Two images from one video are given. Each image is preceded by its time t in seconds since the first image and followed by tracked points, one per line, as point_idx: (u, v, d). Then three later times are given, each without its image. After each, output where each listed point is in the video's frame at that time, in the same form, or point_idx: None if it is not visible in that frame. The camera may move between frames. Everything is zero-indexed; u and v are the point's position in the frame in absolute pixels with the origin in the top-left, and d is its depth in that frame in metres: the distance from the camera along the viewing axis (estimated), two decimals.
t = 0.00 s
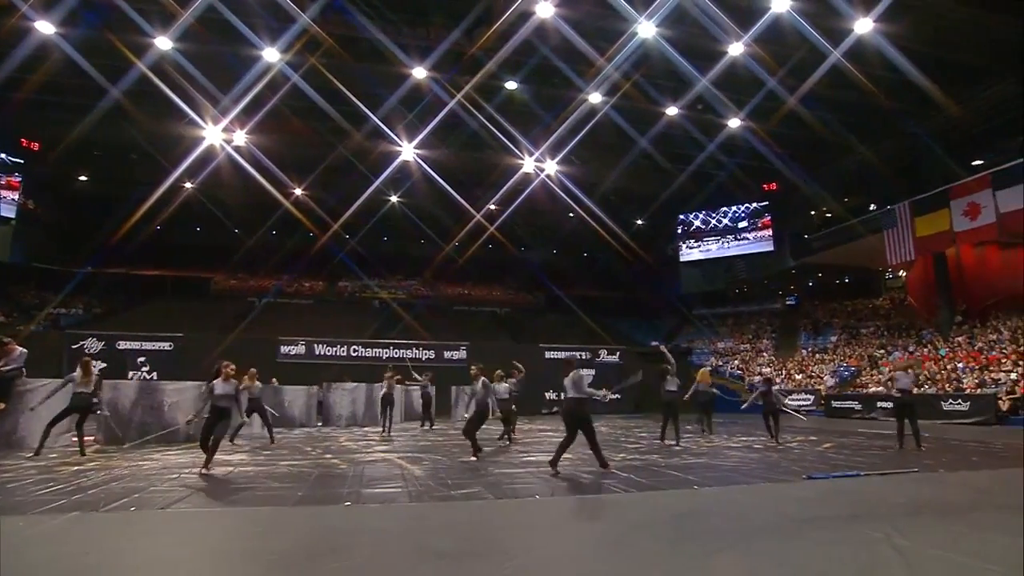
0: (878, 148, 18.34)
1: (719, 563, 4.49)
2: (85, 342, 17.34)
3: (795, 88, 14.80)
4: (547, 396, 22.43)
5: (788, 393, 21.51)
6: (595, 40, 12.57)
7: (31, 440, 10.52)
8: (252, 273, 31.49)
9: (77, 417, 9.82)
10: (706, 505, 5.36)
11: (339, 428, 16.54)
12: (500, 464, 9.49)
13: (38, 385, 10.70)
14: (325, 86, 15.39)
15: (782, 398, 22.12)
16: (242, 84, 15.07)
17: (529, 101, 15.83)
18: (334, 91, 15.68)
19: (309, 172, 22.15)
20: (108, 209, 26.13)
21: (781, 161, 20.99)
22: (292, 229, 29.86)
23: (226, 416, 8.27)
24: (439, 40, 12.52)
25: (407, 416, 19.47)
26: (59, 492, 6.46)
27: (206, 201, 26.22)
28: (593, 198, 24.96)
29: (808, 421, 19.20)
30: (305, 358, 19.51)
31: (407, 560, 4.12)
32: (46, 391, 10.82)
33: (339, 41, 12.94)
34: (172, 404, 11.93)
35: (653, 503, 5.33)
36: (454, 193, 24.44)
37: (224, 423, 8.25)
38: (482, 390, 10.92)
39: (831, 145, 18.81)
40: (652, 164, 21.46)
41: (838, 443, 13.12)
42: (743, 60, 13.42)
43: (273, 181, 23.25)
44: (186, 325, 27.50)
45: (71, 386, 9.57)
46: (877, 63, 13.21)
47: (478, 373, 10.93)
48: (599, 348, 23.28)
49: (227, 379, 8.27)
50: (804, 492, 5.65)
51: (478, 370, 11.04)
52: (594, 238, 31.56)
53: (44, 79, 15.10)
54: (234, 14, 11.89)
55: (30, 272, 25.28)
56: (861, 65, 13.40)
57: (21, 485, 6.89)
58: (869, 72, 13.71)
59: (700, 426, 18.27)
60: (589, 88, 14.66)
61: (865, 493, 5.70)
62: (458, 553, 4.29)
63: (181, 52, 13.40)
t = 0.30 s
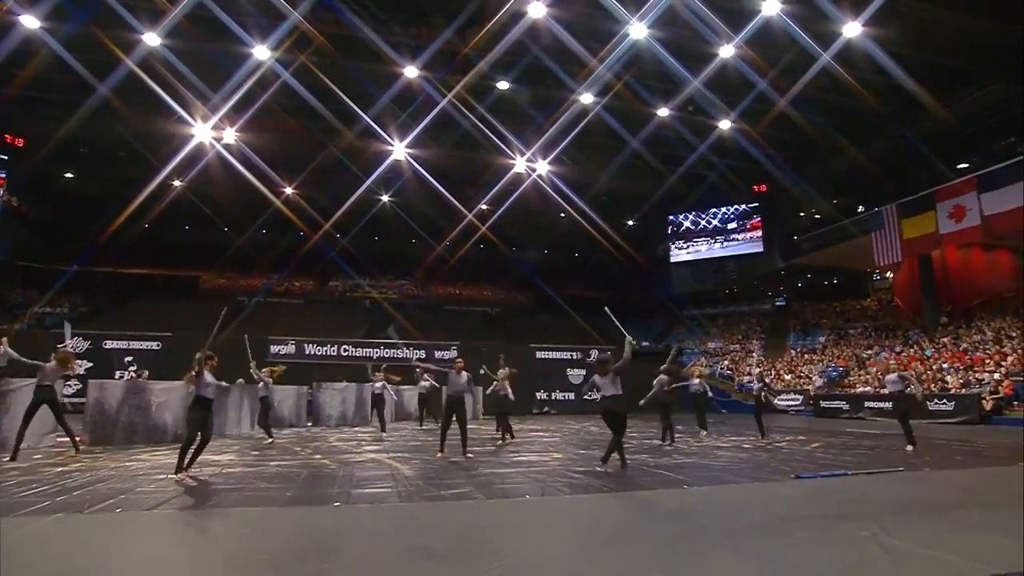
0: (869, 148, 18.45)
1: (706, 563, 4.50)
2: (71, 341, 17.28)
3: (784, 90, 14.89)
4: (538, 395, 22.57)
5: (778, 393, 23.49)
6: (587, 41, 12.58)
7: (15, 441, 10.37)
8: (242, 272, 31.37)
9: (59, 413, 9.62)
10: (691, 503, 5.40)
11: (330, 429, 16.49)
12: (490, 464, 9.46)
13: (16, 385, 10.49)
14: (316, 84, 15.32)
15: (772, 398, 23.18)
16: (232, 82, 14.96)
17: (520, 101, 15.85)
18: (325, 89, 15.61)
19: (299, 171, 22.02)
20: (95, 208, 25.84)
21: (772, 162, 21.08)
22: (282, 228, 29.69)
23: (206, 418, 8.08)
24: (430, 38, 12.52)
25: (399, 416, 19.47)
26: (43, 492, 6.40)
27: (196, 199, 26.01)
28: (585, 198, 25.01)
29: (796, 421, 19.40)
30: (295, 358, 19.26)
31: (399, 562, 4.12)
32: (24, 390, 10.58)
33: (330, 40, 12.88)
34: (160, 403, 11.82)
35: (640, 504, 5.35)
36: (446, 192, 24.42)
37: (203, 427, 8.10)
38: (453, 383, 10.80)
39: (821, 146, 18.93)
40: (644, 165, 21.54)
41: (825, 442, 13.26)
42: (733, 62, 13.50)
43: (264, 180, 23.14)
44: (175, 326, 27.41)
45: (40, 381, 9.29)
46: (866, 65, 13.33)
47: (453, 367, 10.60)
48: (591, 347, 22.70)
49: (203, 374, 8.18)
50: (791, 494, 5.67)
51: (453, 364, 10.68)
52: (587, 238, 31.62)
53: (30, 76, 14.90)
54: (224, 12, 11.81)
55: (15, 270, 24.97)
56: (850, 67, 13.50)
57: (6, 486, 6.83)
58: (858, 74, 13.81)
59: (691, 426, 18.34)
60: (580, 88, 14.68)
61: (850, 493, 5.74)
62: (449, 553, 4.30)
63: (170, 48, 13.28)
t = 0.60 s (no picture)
0: (864, 147, 18.51)
1: (698, 560, 4.50)
2: (63, 340, 17.27)
3: (778, 92, 14.94)
4: (532, 396, 22.47)
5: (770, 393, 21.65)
6: (582, 41, 12.58)
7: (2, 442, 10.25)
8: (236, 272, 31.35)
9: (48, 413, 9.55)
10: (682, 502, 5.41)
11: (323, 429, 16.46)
12: (484, 464, 9.43)
13: (3, 387, 10.36)
14: (311, 83, 15.27)
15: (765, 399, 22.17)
16: (225, 80, 14.88)
17: (515, 101, 15.86)
18: (319, 88, 15.55)
19: (294, 170, 21.96)
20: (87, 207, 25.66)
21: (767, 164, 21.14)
22: (276, 228, 29.58)
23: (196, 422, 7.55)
24: (425, 38, 12.52)
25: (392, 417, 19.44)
26: (33, 493, 6.34)
27: (190, 198, 25.85)
28: (580, 198, 25.04)
29: (788, 421, 19.52)
30: (289, 357, 19.10)
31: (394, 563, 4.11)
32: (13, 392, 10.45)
33: (324, 39, 12.84)
34: (152, 404, 11.77)
35: (633, 504, 5.36)
36: (441, 192, 24.39)
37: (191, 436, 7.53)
38: (440, 383, 10.75)
39: (815, 148, 19.01)
40: (639, 166, 21.60)
41: (817, 442, 13.32)
42: (727, 62, 13.55)
43: (258, 179, 23.07)
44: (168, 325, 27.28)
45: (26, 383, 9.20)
46: (859, 67, 13.41)
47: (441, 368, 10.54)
48: (585, 347, 22.99)
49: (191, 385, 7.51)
50: (784, 494, 5.69)
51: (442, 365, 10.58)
52: (582, 239, 31.63)
53: (21, 73, 14.76)
54: (218, 9, 11.74)
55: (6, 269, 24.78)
56: (844, 69, 13.56)
57: None
58: (851, 76, 13.87)
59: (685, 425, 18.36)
60: (576, 88, 14.67)
61: (841, 492, 5.79)
62: (442, 553, 4.28)
63: (163, 46, 13.19)
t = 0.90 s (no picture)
0: (861, 147, 18.54)
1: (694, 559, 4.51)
2: (57, 340, 16.92)
3: (774, 92, 14.96)
4: (528, 395, 22.28)
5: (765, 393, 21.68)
6: (579, 41, 12.59)
7: None
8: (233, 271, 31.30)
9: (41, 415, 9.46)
10: (677, 501, 5.42)
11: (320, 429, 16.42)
12: (481, 464, 9.41)
13: None
14: (307, 82, 15.23)
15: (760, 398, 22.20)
16: (222, 78, 14.86)
17: (512, 101, 15.86)
18: (316, 87, 15.52)
19: (290, 170, 21.91)
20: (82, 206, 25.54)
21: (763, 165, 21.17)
22: (272, 227, 29.50)
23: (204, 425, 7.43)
24: (422, 37, 12.55)
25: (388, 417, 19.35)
26: (28, 493, 6.31)
27: (187, 199, 25.78)
28: (576, 198, 25.05)
29: (784, 420, 19.57)
30: (285, 357, 19.31)
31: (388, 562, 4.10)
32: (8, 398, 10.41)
33: (320, 38, 12.82)
34: (147, 404, 11.72)
35: (628, 503, 5.37)
36: (438, 192, 24.34)
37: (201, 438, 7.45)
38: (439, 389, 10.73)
39: (811, 148, 19.06)
40: (636, 166, 21.61)
41: (815, 442, 13.29)
42: (724, 63, 13.58)
43: (255, 178, 23.04)
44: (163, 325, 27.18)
45: (17, 390, 9.13)
46: (854, 68, 13.45)
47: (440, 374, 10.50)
48: (580, 348, 23.32)
49: (190, 397, 7.45)
50: (779, 494, 5.71)
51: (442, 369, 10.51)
52: (579, 238, 31.61)
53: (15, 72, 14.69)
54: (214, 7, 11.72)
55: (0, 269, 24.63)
56: (840, 70, 13.60)
57: None
58: (847, 77, 13.91)
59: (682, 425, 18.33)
60: (573, 88, 14.66)
61: (835, 491, 5.81)
62: (436, 554, 4.27)
63: (158, 44, 13.14)
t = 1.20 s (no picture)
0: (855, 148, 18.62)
1: (691, 557, 4.51)
2: (51, 340, 16.78)
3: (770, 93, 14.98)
4: (525, 396, 22.24)
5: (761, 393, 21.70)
6: (576, 41, 12.60)
7: None
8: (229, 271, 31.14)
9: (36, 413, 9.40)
10: (674, 502, 5.42)
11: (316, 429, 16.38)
12: (477, 464, 9.39)
13: None
14: (304, 81, 15.21)
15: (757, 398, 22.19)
16: (218, 78, 14.82)
17: (509, 100, 15.84)
18: (312, 86, 15.49)
19: (286, 169, 21.85)
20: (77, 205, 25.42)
21: (759, 165, 21.22)
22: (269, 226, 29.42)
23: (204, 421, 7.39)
24: (419, 36, 12.56)
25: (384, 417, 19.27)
26: (22, 494, 6.28)
27: (183, 199, 25.70)
28: (573, 198, 25.04)
29: (780, 421, 19.60)
30: (281, 357, 19.01)
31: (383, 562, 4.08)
32: (1, 394, 10.34)
33: (316, 37, 12.80)
34: (142, 404, 11.66)
35: (624, 504, 5.37)
36: (435, 191, 24.30)
37: (201, 435, 7.43)
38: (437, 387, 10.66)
39: (807, 149, 19.10)
40: (633, 166, 21.61)
41: (810, 442, 13.30)
42: (721, 63, 13.60)
43: (251, 178, 23.00)
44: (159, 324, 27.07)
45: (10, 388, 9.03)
46: (850, 68, 13.49)
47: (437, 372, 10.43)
48: (577, 347, 23.11)
49: (189, 393, 7.40)
50: (774, 495, 5.72)
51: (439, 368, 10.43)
52: (576, 239, 31.60)
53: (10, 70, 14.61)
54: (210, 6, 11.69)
55: None
56: (836, 70, 13.63)
57: None
58: (843, 78, 13.95)
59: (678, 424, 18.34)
60: (571, 88, 14.64)
61: (828, 492, 5.83)
62: (431, 554, 4.24)
63: (154, 43, 13.09)
